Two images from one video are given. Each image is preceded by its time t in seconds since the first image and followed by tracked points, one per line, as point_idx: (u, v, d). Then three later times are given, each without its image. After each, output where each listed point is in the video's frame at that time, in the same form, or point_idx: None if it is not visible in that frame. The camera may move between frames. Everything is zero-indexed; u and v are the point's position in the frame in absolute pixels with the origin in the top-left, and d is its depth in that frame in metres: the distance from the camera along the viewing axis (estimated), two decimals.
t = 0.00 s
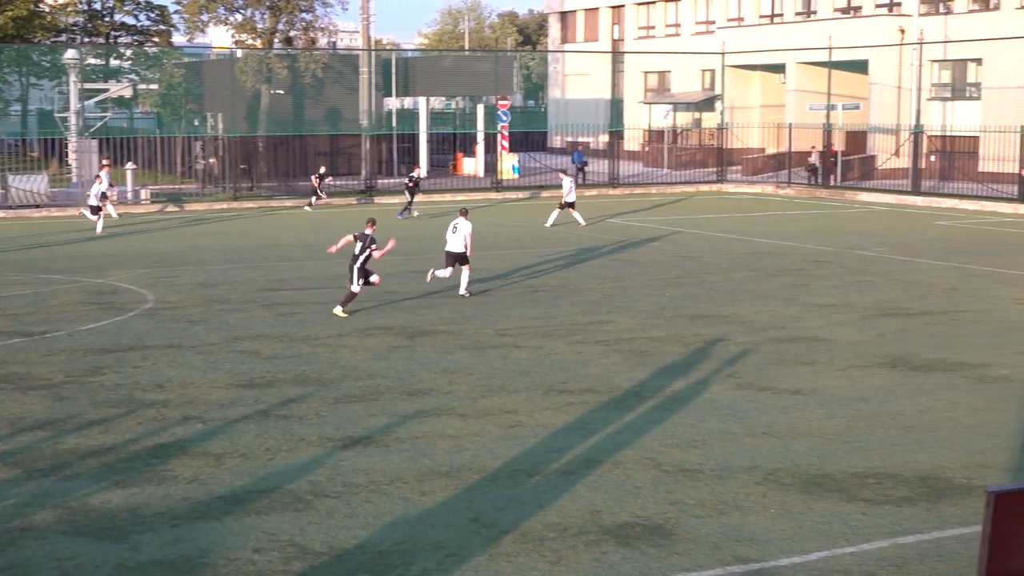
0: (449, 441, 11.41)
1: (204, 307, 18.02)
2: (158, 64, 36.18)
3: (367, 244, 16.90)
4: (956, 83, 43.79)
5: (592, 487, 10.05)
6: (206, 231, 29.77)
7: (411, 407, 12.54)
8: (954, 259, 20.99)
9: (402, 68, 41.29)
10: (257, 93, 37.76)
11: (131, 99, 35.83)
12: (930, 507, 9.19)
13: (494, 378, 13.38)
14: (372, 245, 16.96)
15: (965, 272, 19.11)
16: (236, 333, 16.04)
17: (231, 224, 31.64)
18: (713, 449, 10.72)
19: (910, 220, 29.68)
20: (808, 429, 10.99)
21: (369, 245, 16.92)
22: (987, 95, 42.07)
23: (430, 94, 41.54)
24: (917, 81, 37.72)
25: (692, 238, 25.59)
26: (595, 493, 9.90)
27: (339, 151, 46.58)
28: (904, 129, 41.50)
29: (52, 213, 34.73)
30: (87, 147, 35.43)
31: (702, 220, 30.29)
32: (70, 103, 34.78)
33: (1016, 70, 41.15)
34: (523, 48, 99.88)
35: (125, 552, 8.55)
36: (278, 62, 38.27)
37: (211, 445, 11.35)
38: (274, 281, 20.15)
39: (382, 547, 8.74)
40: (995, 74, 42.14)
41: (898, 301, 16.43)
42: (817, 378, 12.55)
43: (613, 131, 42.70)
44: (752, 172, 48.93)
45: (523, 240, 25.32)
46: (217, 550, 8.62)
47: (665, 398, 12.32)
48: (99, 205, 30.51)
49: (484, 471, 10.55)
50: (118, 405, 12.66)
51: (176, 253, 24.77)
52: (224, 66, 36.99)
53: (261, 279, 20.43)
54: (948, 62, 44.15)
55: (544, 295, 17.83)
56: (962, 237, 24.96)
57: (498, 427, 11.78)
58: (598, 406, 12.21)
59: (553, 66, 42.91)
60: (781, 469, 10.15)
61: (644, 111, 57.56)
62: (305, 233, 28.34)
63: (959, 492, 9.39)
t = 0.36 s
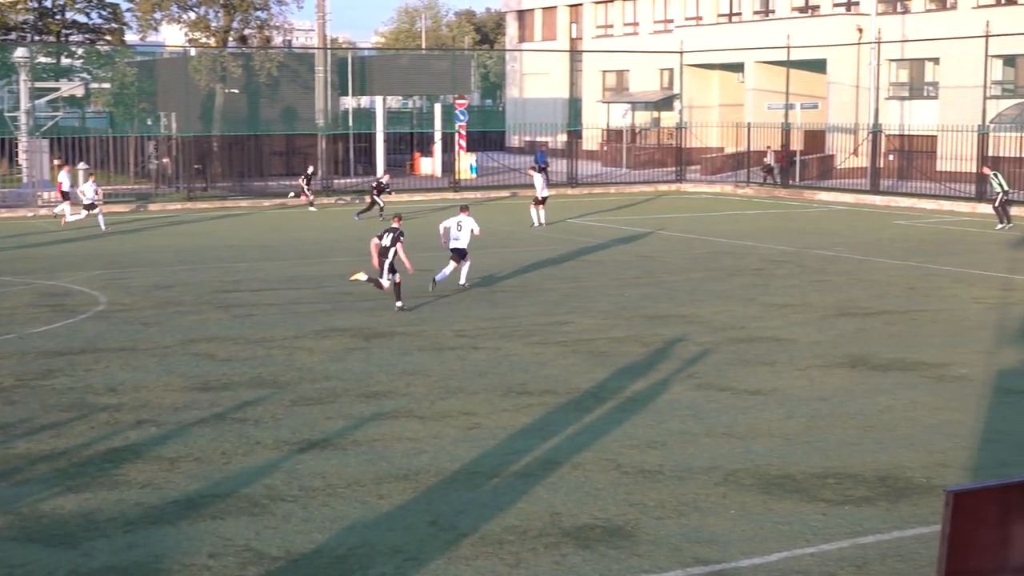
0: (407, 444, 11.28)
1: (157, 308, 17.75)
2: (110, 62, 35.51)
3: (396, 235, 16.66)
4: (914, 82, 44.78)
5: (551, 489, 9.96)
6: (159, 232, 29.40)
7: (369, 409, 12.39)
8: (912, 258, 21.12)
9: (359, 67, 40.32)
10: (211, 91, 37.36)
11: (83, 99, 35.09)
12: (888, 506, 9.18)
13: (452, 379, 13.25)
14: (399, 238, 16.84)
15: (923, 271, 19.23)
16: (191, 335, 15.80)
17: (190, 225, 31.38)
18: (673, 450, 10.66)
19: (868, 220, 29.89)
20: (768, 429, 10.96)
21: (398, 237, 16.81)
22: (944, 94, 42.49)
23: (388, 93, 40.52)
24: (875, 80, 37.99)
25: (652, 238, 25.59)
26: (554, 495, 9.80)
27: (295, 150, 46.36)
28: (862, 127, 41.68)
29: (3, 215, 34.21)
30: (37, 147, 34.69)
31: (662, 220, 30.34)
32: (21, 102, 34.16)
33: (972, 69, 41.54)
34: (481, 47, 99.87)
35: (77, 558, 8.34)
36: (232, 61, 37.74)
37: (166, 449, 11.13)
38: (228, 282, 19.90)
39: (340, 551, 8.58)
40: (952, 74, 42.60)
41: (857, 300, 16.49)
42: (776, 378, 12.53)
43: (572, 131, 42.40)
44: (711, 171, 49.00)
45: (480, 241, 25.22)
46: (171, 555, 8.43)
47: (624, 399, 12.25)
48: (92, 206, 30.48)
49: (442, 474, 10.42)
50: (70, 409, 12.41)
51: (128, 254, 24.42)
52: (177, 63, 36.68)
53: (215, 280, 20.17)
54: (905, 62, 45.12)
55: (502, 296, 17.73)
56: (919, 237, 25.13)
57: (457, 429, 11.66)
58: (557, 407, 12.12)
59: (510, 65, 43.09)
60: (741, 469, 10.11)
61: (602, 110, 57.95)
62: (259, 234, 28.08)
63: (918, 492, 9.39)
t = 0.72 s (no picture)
0: (352, 450, 10.92)
1: (94, 311, 17.20)
2: (43, 57, 34.75)
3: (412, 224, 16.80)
4: (871, 77, 44.87)
5: (501, 495, 9.65)
6: (97, 232, 28.68)
7: (313, 415, 12.00)
8: (868, 258, 21.04)
9: (303, 62, 40.48)
10: (149, 88, 36.53)
11: (15, 94, 34.20)
12: (846, 510, 8.98)
13: (399, 383, 12.89)
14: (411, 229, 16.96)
15: (880, 271, 19.14)
16: (129, 339, 15.30)
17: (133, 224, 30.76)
18: (626, 455, 10.40)
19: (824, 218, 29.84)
20: (723, 433, 10.72)
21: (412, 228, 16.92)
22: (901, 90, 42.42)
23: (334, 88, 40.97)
24: (830, 77, 37.95)
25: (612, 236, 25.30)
26: (505, 501, 9.50)
27: (237, 148, 45.76)
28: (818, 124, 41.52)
29: None
30: None
31: (617, 219, 30.11)
32: None
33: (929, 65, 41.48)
34: (428, 41, 99.36)
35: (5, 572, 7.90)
36: (171, 55, 36.79)
37: (101, 458, 10.68)
38: (168, 284, 19.37)
39: (283, 561, 8.22)
40: (908, 70, 42.58)
41: (812, 300, 16.34)
42: (731, 381, 12.32)
43: (521, 128, 41.91)
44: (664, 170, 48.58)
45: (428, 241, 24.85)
46: (106, 568, 8.02)
47: (576, 402, 11.97)
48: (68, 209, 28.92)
49: (389, 480, 10.08)
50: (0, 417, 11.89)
51: (64, 256, 23.75)
52: (113, 58, 35.95)
53: (154, 282, 19.63)
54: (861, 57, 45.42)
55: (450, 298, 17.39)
56: (875, 236, 25.11)
57: (405, 434, 11.31)
58: (507, 410, 11.82)
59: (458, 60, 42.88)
60: (695, 474, 9.86)
61: (553, 106, 57.96)
62: (200, 234, 27.48)
63: (875, 496, 9.19)
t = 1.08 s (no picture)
0: (292, 459, 10.45)
1: (21, 316, 16.53)
2: None
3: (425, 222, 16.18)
4: (827, 71, 44.03)
5: (448, 505, 9.24)
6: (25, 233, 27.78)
7: (251, 422, 11.51)
8: (823, 257, 20.88)
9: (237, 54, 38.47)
10: (77, 81, 35.48)
11: None
12: (803, 517, 8.68)
13: (341, 389, 12.42)
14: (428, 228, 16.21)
15: (834, 271, 18.96)
16: (57, 345, 14.67)
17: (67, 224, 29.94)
18: (576, 462, 10.04)
19: (779, 217, 29.65)
20: (675, 438, 10.40)
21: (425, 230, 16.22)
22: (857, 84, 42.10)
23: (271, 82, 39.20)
24: (785, 71, 37.68)
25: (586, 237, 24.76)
26: (451, 511, 9.09)
27: (170, 144, 44.68)
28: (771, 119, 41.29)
29: None
30: None
31: (570, 218, 29.71)
32: None
33: (886, 58, 41.16)
34: (369, 34, 98.12)
35: None
36: (100, 48, 35.92)
37: (27, 469, 10.11)
38: (99, 287, 18.70)
39: None
40: (864, 64, 42.11)
41: (765, 301, 16.10)
42: (684, 385, 12.00)
43: (466, 123, 41.18)
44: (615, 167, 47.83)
45: (370, 241, 24.33)
46: None
47: (525, 407, 11.59)
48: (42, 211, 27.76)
49: (331, 490, 9.63)
50: None
51: None
52: (39, 50, 34.67)
53: (84, 285, 18.95)
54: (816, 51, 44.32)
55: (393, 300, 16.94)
56: (829, 235, 24.99)
57: (346, 442, 10.86)
58: (452, 416, 11.40)
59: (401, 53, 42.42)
60: (648, 480, 9.52)
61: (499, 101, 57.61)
62: (133, 235, 26.69)
63: (834, 502, 8.90)
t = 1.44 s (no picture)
0: (233, 467, 10.07)
1: None
2: None
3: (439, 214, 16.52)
4: (782, 67, 43.79)
5: (394, 513, 8.92)
6: None
7: (190, 429, 11.10)
8: (777, 256, 20.78)
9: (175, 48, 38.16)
10: (8, 77, 33.98)
11: None
12: (759, 523, 8.45)
13: (284, 395, 12.03)
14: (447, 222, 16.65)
15: (789, 271, 18.84)
16: None
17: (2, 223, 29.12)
18: (527, 467, 9.76)
19: (734, 216, 29.56)
20: (627, 443, 10.15)
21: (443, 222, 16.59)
22: (812, 80, 42.07)
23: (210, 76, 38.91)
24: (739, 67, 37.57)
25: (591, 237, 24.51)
26: (398, 520, 8.77)
27: (106, 142, 43.83)
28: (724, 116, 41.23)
29: None
30: None
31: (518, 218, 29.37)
32: None
33: (840, 53, 41.14)
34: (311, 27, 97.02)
35: None
36: (32, 42, 34.35)
37: None
38: (32, 290, 18.10)
39: None
40: (818, 59, 41.98)
41: (719, 302, 15.92)
42: (636, 388, 11.77)
43: (413, 118, 40.38)
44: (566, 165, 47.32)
45: (314, 242, 23.85)
46: None
47: (474, 412, 11.28)
48: (21, 208, 27.15)
49: (273, 499, 9.27)
50: None
51: None
52: None
53: (16, 288, 18.33)
54: (771, 46, 44.26)
55: (338, 302, 16.55)
56: (783, 234, 24.94)
57: (289, 449, 10.49)
58: (399, 422, 11.06)
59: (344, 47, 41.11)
60: (600, 487, 9.26)
61: (446, 98, 57.39)
62: (68, 236, 25.95)
63: (790, 508, 8.68)
